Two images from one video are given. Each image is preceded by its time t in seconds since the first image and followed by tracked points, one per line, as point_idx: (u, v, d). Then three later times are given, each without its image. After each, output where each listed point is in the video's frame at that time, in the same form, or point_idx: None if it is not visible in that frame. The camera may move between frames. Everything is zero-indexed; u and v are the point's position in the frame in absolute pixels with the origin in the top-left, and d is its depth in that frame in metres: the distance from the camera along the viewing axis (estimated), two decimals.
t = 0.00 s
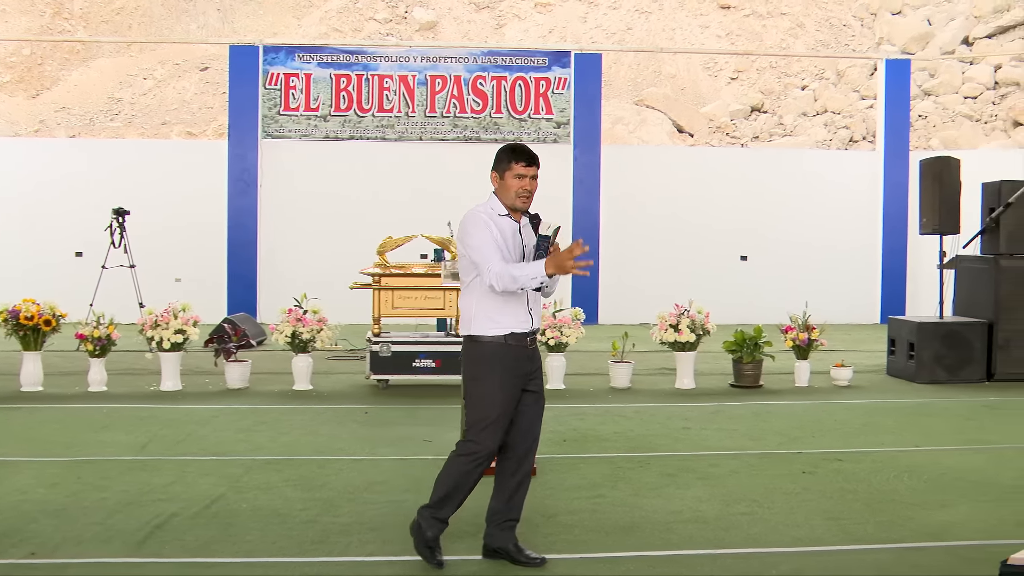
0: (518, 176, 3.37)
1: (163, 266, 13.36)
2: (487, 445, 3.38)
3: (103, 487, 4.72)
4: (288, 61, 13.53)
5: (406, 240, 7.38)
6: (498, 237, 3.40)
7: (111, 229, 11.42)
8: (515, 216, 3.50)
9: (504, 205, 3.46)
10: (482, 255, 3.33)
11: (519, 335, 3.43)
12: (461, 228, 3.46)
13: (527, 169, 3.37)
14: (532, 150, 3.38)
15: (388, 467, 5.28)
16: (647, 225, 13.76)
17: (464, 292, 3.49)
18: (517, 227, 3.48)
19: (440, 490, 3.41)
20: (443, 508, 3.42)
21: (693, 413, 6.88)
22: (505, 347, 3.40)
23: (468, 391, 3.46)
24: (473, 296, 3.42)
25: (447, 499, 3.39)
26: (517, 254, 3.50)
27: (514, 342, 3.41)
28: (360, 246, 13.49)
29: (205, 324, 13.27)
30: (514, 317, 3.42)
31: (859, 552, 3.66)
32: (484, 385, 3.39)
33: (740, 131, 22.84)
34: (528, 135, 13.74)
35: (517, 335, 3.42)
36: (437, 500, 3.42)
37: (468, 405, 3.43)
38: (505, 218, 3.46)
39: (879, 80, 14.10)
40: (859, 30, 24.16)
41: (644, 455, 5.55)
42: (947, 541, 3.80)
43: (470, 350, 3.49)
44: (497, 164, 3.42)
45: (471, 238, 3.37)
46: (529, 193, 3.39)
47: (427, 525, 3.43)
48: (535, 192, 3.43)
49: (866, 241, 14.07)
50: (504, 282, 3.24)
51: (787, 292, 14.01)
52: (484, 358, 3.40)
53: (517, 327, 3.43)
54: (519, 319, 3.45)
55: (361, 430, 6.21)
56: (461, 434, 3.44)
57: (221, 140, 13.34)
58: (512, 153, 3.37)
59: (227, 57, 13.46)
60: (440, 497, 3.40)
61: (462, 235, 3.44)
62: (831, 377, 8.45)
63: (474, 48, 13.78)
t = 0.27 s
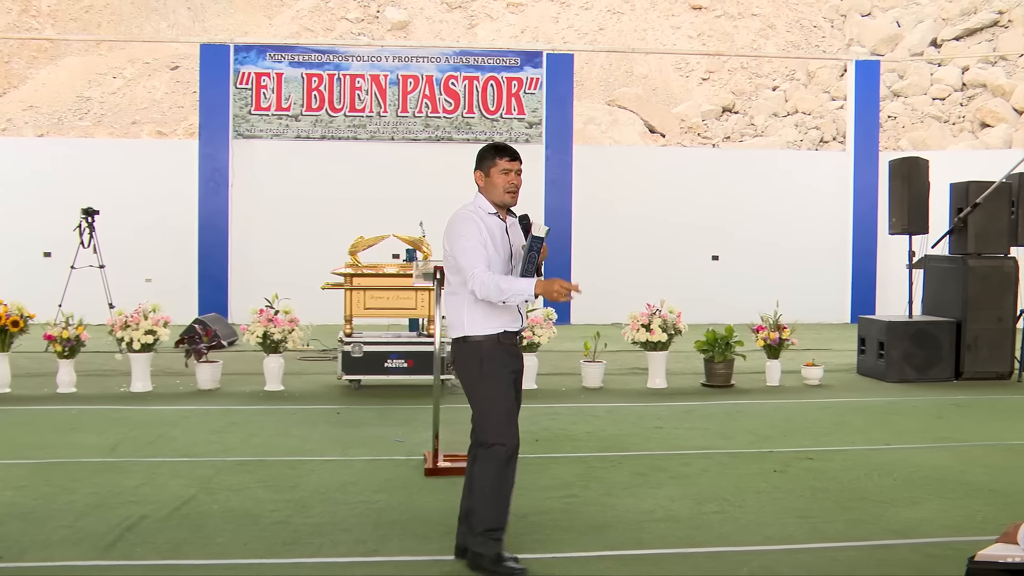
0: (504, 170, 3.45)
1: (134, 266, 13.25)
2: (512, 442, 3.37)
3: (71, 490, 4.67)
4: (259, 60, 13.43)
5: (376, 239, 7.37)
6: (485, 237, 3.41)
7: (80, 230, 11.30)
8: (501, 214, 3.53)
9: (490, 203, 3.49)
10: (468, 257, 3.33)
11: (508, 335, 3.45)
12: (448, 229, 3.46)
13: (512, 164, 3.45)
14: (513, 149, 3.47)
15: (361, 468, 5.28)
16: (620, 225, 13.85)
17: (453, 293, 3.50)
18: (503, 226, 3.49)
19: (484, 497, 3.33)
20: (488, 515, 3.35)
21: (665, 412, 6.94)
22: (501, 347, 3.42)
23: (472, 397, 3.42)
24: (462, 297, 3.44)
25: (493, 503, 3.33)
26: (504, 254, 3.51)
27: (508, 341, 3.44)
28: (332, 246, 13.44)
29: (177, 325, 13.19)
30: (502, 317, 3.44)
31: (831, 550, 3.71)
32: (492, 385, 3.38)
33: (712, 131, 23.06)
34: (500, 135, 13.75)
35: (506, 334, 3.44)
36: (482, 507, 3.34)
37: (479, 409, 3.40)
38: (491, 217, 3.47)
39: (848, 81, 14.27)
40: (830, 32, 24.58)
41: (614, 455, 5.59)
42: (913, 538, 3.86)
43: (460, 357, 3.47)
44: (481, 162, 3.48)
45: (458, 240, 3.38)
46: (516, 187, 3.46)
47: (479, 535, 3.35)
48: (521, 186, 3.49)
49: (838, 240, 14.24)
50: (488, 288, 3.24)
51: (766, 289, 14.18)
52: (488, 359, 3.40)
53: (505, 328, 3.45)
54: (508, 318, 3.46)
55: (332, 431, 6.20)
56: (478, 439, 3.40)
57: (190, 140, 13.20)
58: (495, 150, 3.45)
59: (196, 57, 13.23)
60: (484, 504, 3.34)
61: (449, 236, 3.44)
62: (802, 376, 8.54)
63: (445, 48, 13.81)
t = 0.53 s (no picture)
0: (500, 175, 3.43)
1: (106, 266, 13.12)
2: (527, 437, 3.35)
3: (43, 492, 4.62)
4: (233, 60, 13.36)
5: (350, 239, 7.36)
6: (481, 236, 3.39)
7: (53, 230, 11.18)
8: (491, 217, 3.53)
9: (483, 206, 3.47)
10: (470, 252, 3.30)
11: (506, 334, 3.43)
12: (443, 227, 3.42)
13: (508, 169, 3.43)
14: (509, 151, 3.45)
15: (335, 469, 5.27)
16: (596, 225, 13.91)
17: (448, 292, 3.44)
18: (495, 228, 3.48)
19: (526, 496, 3.31)
20: (532, 511, 3.33)
21: (640, 412, 6.98)
22: (501, 345, 3.39)
23: (476, 404, 3.35)
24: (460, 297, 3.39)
25: (536, 498, 3.32)
26: (495, 254, 3.50)
27: (504, 337, 3.42)
28: (307, 246, 13.38)
29: (150, 325, 13.09)
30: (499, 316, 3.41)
31: (805, 549, 3.76)
32: (497, 386, 3.34)
33: (686, 131, 23.23)
34: (475, 136, 13.71)
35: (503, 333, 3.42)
36: (528, 507, 3.32)
37: (488, 413, 3.34)
38: (485, 219, 3.46)
39: (821, 82, 14.41)
40: (803, 33, 24.82)
41: (588, 454, 5.62)
42: (886, 536, 3.92)
43: (457, 362, 3.39)
44: (476, 164, 3.45)
45: (457, 237, 3.34)
46: (509, 193, 3.45)
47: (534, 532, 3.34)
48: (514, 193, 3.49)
49: (812, 240, 14.38)
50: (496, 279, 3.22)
51: (742, 289, 14.29)
52: (490, 360, 3.35)
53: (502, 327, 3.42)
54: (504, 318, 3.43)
55: (306, 432, 6.17)
56: (493, 443, 3.34)
57: (164, 139, 13.11)
58: (492, 153, 3.43)
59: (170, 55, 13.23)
60: (529, 502, 3.32)
61: (445, 234, 3.39)
62: (775, 376, 8.63)
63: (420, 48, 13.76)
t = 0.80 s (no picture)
0: (505, 181, 3.43)
1: (79, 266, 12.98)
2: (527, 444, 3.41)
3: (15, 495, 4.57)
4: (208, 59, 13.26)
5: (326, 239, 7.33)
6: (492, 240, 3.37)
7: (24, 230, 11.03)
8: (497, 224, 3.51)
9: (490, 211, 3.46)
10: (483, 254, 3.27)
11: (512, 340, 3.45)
12: (454, 230, 3.39)
13: (513, 175, 3.44)
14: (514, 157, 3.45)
15: (312, 469, 5.25)
16: (573, 225, 13.96)
17: (457, 297, 3.43)
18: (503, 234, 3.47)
19: (518, 504, 3.38)
20: (520, 518, 3.41)
21: (616, 412, 7.02)
22: (510, 352, 3.40)
23: (482, 408, 3.37)
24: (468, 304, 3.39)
25: (527, 507, 3.40)
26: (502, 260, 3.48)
27: (512, 344, 3.45)
28: (283, 246, 13.32)
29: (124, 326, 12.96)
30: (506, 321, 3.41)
31: (780, 547, 3.80)
32: (504, 393, 3.37)
33: (662, 131, 23.40)
34: (451, 135, 13.65)
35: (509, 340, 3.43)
36: (518, 514, 3.39)
37: (494, 419, 3.36)
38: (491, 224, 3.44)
39: (795, 83, 14.53)
40: (779, 34, 25.07)
41: (564, 454, 5.64)
42: (860, 534, 3.97)
43: (464, 364, 3.40)
44: (482, 169, 3.45)
45: (470, 239, 3.31)
46: (513, 199, 3.46)
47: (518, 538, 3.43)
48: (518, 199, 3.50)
49: (787, 240, 14.51)
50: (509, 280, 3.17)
51: (718, 288, 14.39)
52: (499, 367, 3.37)
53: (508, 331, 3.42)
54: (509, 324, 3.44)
55: (282, 433, 6.15)
56: (494, 449, 3.37)
57: (138, 139, 12.99)
58: (498, 159, 3.43)
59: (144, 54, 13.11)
60: (520, 509, 3.39)
61: (457, 237, 3.37)
62: (751, 375, 8.70)
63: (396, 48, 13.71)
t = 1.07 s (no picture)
0: (516, 183, 3.51)
1: (49, 266, 12.84)
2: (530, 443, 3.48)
3: None
4: (180, 58, 13.14)
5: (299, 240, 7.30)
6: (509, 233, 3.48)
7: None
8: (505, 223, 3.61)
9: (500, 211, 3.55)
10: (505, 242, 3.38)
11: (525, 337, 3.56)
12: (470, 227, 3.48)
13: (524, 176, 3.52)
14: (525, 159, 3.52)
15: (285, 470, 5.24)
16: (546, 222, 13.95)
17: (476, 292, 3.51)
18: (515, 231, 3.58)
19: (510, 500, 3.43)
20: (509, 515, 3.47)
21: (591, 411, 7.06)
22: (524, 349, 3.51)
23: (495, 401, 3.45)
24: (488, 296, 3.48)
25: (517, 503, 3.45)
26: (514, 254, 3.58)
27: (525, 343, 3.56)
28: (256, 246, 13.24)
29: (95, 327, 12.82)
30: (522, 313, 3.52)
31: (753, 546, 3.84)
32: (518, 391, 3.45)
33: (636, 132, 23.56)
34: (424, 135, 13.58)
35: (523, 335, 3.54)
36: (508, 510, 3.45)
37: (505, 414, 3.44)
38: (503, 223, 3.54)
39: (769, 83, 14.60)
40: (751, 35, 25.23)
41: (539, 454, 5.67)
42: (831, 532, 4.03)
43: (480, 356, 3.48)
44: (493, 169, 3.52)
45: (490, 230, 3.43)
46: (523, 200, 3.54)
47: (501, 534, 3.48)
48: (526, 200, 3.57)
49: (759, 240, 14.63)
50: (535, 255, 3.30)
51: (692, 288, 14.49)
52: (516, 363, 3.46)
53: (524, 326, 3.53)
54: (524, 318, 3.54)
55: (256, 433, 6.12)
56: (499, 443, 3.44)
57: (109, 138, 12.87)
58: (510, 160, 3.50)
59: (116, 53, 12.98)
60: (511, 506, 3.45)
61: (474, 231, 3.47)
62: (724, 374, 8.78)
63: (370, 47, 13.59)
